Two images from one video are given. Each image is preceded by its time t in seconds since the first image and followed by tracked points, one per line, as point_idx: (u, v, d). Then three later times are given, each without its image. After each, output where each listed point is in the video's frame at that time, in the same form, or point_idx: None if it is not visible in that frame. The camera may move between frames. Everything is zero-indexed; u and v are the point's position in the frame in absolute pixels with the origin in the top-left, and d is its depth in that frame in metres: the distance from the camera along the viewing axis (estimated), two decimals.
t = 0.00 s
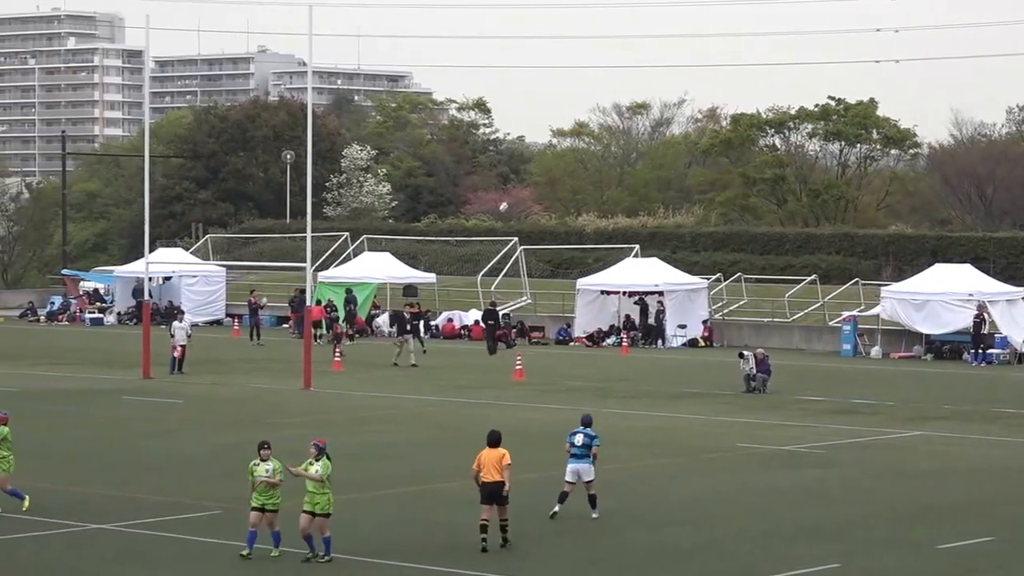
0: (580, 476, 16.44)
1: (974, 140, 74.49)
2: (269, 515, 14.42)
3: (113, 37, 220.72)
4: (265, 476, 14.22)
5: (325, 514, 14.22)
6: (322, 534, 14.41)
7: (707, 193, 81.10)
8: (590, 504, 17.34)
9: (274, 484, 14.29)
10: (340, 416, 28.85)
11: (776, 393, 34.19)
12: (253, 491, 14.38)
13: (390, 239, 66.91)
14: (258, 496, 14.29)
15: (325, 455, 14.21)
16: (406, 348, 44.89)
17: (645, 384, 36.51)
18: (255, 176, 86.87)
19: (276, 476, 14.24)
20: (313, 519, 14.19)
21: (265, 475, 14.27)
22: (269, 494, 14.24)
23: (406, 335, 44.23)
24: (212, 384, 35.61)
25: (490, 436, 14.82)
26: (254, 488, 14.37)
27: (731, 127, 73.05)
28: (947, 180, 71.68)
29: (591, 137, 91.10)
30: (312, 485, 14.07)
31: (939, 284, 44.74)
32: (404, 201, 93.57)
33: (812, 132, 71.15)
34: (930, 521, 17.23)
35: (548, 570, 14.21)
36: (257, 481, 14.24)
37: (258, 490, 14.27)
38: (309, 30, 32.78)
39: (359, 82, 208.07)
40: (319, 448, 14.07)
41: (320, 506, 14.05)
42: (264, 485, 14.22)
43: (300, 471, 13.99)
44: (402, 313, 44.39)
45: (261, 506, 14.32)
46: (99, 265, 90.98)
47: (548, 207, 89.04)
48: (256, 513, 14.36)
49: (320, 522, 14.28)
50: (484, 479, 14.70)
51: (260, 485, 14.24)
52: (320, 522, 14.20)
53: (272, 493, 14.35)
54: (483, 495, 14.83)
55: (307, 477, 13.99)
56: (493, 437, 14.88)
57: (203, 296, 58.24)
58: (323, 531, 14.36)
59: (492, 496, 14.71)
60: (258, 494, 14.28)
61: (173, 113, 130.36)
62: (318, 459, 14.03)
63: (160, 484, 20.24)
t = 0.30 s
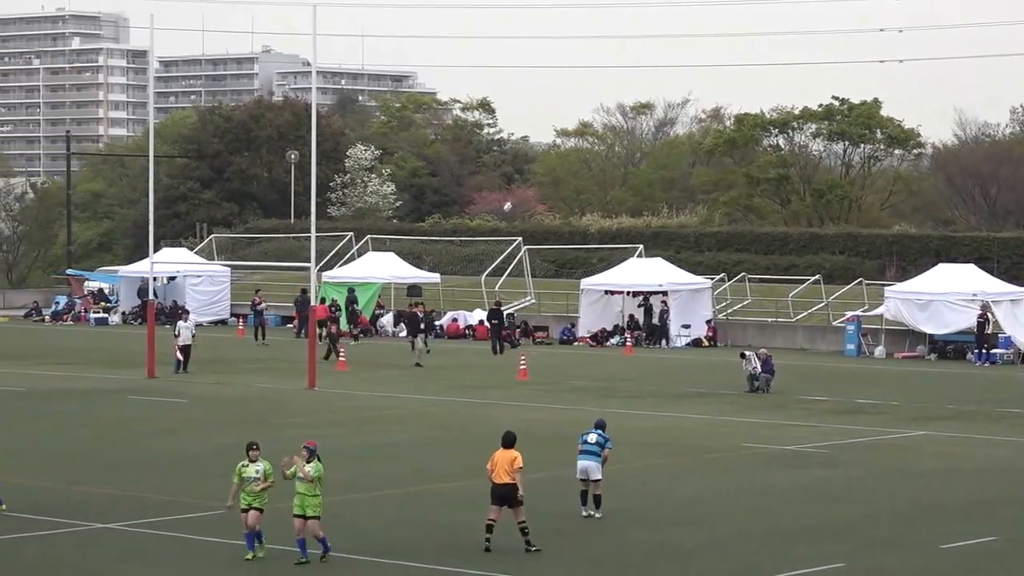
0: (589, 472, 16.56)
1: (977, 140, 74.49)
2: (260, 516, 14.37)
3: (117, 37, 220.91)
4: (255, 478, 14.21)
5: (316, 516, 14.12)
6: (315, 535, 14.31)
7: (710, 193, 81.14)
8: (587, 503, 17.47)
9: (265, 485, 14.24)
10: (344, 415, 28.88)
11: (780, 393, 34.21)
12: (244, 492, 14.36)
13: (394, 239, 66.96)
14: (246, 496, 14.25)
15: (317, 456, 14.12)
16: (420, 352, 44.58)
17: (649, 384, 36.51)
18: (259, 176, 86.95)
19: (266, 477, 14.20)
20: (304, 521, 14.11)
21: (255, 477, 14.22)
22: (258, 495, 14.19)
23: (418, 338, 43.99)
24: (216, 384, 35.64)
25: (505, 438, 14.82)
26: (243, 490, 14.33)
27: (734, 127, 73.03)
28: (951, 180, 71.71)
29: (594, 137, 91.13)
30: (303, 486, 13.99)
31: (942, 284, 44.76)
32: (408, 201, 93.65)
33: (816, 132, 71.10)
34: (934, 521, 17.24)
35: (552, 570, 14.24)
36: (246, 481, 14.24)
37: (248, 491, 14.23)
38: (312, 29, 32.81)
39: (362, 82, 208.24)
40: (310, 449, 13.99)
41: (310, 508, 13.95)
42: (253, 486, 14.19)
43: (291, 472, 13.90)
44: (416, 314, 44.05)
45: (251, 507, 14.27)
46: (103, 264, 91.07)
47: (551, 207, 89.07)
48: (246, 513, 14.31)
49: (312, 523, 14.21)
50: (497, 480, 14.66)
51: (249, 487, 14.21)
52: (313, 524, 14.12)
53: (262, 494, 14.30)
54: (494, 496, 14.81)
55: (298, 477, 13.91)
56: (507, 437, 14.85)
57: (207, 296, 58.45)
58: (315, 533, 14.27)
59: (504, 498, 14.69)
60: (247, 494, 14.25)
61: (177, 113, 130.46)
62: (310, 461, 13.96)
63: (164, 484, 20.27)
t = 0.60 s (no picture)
0: (591, 471, 16.58)
1: (979, 140, 74.50)
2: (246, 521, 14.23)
3: (119, 37, 221.11)
4: (243, 481, 14.08)
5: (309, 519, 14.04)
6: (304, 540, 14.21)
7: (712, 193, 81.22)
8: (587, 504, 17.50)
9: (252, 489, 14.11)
10: (345, 415, 28.91)
11: (782, 393, 34.22)
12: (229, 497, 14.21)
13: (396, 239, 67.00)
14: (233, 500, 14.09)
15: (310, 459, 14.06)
16: (429, 355, 44.29)
17: (651, 384, 36.54)
18: (262, 176, 87.03)
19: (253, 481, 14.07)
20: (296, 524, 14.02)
21: (245, 480, 14.10)
22: (246, 499, 14.04)
23: (427, 341, 43.67)
24: (219, 384, 35.69)
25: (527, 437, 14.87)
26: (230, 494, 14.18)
27: (736, 126, 73.04)
28: (953, 180, 71.77)
29: (596, 137, 91.14)
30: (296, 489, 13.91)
31: (943, 284, 44.77)
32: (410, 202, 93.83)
33: (817, 132, 71.09)
34: (935, 521, 17.25)
35: (554, 570, 14.26)
36: (235, 485, 14.09)
37: (236, 495, 14.07)
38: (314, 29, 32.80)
39: (365, 82, 208.33)
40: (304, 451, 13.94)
41: (305, 511, 13.87)
42: (242, 490, 14.04)
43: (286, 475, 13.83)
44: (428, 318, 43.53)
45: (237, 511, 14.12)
46: (106, 264, 91.11)
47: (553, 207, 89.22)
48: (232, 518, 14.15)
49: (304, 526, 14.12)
50: (519, 480, 14.62)
51: (237, 491, 14.06)
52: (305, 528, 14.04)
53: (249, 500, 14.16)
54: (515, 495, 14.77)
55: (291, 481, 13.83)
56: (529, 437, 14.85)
57: (209, 296, 58.51)
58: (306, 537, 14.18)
59: (525, 496, 14.66)
60: (234, 498, 14.09)
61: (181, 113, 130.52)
62: (303, 463, 13.89)
63: (166, 484, 20.28)
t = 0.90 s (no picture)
0: (592, 470, 16.58)
1: (979, 140, 74.47)
2: (234, 521, 14.20)
3: (120, 38, 221.22)
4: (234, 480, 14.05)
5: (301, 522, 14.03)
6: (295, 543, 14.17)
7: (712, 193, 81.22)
8: (588, 504, 17.51)
9: (243, 489, 14.09)
10: (346, 415, 28.90)
11: (782, 393, 34.21)
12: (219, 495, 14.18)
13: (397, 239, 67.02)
14: (224, 498, 14.06)
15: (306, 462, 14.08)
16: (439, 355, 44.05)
17: (652, 384, 36.53)
18: (262, 176, 87.12)
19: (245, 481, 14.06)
20: (288, 526, 13.98)
21: (236, 478, 14.05)
22: (237, 497, 14.02)
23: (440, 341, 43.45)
24: (219, 384, 35.70)
25: (544, 438, 14.93)
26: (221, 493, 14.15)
27: (737, 126, 73.05)
28: (953, 180, 71.74)
29: (597, 137, 91.01)
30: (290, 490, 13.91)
31: (944, 284, 44.76)
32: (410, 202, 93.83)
33: (818, 132, 71.06)
34: (935, 521, 17.25)
35: (554, 570, 14.28)
36: (226, 483, 14.06)
37: (226, 493, 14.05)
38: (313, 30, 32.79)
39: (365, 82, 208.40)
40: (300, 453, 13.96)
41: (298, 513, 13.85)
42: (232, 488, 14.01)
43: (280, 476, 13.83)
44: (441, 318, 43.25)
45: (227, 509, 14.09)
46: (106, 264, 91.12)
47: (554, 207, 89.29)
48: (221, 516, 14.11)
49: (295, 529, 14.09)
50: (535, 481, 14.63)
51: (227, 488, 14.03)
52: (296, 529, 14.01)
53: (240, 499, 14.14)
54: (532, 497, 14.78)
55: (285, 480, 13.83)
56: (545, 438, 14.94)
57: (210, 296, 58.53)
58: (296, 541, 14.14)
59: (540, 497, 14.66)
60: (225, 496, 14.06)
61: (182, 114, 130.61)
62: (299, 465, 13.90)
63: (165, 484, 20.28)
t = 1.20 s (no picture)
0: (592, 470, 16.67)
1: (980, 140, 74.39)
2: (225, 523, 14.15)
3: (120, 38, 221.34)
4: (223, 483, 13.98)
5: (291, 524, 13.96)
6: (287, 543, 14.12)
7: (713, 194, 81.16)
8: (590, 504, 17.55)
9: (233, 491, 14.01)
10: (345, 415, 28.90)
11: (781, 393, 34.21)
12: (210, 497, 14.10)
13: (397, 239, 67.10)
14: (214, 502, 14.00)
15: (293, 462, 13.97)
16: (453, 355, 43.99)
17: (652, 383, 36.54)
18: (263, 176, 87.37)
19: (234, 483, 13.97)
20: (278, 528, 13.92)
21: (224, 482, 13.95)
22: (226, 501, 13.95)
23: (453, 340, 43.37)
24: (220, 384, 35.69)
25: (559, 437, 15.06)
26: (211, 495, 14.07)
27: (737, 126, 73.05)
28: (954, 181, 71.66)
29: (597, 137, 90.32)
30: (278, 492, 13.81)
31: (944, 284, 44.76)
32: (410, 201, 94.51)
33: (818, 132, 71.02)
34: (935, 521, 17.27)
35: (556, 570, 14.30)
36: (214, 487, 13.98)
37: (215, 497, 13.96)
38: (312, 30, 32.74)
39: (365, 82, 208.39)
40: (287, 455, 13.85)
41: (286, 516, 13.77)
42: (221, 492, 13.94)
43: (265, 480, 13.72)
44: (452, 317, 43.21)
45: (218, 512, 14.03)
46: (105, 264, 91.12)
47: (554, 207, 89.33)
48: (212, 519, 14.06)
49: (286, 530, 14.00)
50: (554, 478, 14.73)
51: (216, 493, 13.95)
52: (288, 531, 13.92)
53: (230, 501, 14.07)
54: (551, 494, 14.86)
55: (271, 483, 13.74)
56: (561, 436, 15.08)
57: (210, 295, 58.55)
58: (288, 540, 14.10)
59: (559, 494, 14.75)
60: (214, 500, 13.99)
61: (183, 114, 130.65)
62: (285, 467, 13.80)
63: (165, 484, 20.28)
